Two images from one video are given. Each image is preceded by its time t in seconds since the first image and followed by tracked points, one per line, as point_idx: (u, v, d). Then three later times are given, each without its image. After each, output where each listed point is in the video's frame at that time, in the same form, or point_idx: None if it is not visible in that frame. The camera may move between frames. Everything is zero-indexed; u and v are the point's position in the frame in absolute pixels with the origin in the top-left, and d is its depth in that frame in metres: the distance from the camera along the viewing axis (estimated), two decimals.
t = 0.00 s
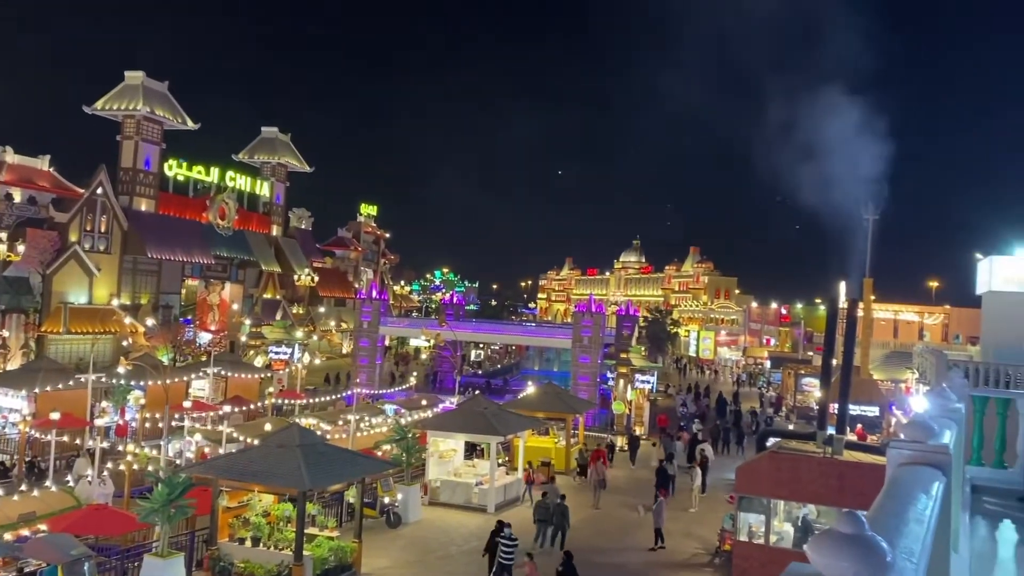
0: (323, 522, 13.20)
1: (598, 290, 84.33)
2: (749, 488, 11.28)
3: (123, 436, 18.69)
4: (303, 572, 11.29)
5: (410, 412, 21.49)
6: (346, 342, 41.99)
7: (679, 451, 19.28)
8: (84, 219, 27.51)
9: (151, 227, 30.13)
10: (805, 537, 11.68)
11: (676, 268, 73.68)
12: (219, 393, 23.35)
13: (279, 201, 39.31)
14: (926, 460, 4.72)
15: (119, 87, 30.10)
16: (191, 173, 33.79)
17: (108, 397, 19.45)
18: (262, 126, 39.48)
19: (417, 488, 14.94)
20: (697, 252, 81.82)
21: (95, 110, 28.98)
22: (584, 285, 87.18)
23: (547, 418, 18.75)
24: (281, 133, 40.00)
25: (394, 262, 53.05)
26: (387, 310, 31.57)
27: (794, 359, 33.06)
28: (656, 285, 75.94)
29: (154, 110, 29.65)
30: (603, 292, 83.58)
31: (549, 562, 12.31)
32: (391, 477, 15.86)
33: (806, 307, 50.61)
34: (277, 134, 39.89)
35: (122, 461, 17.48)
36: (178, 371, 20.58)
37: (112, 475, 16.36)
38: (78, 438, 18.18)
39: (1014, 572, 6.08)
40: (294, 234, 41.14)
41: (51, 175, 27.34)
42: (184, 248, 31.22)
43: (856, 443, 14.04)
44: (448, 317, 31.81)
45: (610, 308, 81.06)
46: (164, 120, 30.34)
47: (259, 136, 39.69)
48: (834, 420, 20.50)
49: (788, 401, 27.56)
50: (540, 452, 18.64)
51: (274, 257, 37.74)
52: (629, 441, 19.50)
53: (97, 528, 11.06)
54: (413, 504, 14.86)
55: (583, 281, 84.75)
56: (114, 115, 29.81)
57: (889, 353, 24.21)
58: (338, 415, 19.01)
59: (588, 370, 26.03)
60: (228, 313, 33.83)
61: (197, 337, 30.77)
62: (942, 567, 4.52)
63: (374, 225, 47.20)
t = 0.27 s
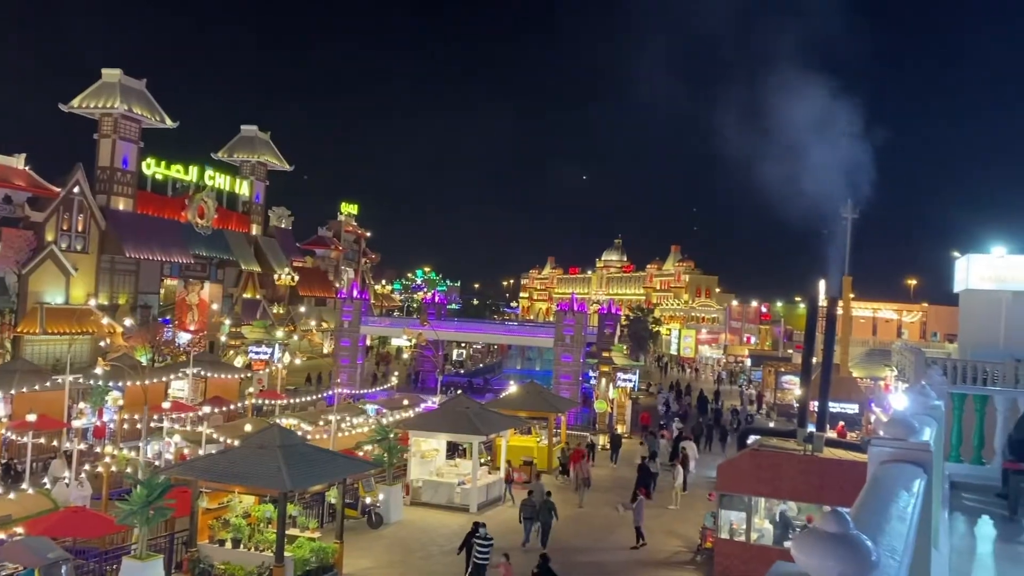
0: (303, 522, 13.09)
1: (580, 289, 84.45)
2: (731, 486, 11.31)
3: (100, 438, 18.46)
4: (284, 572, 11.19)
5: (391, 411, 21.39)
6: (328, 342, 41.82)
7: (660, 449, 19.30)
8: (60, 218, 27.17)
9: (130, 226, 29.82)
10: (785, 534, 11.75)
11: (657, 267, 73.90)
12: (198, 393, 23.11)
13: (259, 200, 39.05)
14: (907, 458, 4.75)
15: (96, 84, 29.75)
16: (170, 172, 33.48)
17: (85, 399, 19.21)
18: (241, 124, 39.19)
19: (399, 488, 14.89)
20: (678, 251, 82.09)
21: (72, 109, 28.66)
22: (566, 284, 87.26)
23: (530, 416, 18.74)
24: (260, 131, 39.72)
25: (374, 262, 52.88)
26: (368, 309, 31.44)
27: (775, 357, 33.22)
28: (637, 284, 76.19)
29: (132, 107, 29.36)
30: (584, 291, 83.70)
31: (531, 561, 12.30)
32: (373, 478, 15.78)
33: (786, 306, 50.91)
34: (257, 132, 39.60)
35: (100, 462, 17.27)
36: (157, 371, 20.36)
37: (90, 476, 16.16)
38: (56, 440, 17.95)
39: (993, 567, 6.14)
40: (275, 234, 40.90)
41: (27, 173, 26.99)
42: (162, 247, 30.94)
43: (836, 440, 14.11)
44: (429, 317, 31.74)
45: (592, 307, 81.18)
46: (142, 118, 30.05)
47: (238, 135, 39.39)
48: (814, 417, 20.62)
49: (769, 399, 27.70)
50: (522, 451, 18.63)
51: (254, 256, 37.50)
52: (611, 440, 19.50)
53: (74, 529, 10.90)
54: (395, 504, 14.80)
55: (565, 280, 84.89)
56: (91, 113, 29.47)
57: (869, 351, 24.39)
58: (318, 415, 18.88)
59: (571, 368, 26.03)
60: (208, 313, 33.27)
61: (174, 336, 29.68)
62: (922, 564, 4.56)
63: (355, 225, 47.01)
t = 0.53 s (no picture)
0: (287, 524, 13.03)
1: (564, 288, 84.52)
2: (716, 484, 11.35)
3: (81, 440, 18.27)
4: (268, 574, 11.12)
5: (375, 411, 21.30)
6: (311, 342, 41.63)
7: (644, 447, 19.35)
8: (39, 218, 26.92)
9: (110, 226, 29.56)
10: (768, 531, 11.81)
11: (640, 266, 74.09)
12: (180, 395, 22.93)
13: (240, 200, 38.83)
14: (890, 455, 4.79)
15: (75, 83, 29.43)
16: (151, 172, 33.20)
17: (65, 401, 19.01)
18: (223, 124, 38.94)
19: (383, 489, 14.86)
20: (661, 250, 82.33)
21: (52, 109, 28.43)
22: (551, 284, 87.31)
23: (514, 416, 18.72)
24: (242, 130, 39.48)
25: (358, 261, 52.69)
26: (352, 309, 31.33)
27: (757, 356, 33.40)
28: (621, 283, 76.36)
29: (111, 107, 29.17)
30: (568, 290, 83.78)
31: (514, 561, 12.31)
32: (356, 478, 15.71)
33: (768, 304, 51.20)
34: (238, 131, 39.36)
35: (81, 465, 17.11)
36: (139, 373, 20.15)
37: (70, 479, 16.01)
38: (35, 443, 17.76)
39: (973, 562, 6.21)
40: (257, 233, 40.67)
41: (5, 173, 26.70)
42: (143, 248, 30.70)
43: (818, 438, 14.18)
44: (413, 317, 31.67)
45: (576, 306, 81.30)
46: (122, 117, 29.80)
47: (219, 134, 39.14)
48: (796, 415, 20.73)
49: (752, 398, 27.83)
50: (506, 451, 18.62)
51: (236, 257, 37.28)
52: (595, 439, 19.53)
53: (54, 532, 10.79)
54: (379, 505, 14.76)
55: (549, 280, 84.96)
56: (70, 112, 29.17)
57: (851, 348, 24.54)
58: (301, 416, 18.75)
59: (555, 368, 26.02)
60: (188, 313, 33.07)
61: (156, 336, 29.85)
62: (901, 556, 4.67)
63: (338, 224, 46.84)
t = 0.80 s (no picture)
0: (272, 525, 12.98)
1: (549, 288, 84.53)
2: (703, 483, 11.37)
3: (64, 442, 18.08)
4: None
5: (360, 412, 21.20)
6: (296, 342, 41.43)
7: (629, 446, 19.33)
8: (21, 218, 26.34)
9: (92, 227, 29.31)
10: (754, 529, 11.85)
11: (625, 265, 74.24)
12: (164, 397, 22.74)
13: (224, 200, 38.66)
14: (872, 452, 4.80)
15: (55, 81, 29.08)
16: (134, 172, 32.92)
17: (48, 403, 18.80)
18: (206, 123, 38.75)
19: (368, 490, 14.83)
20: (646, 249, 82.50)
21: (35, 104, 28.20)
22: (536, 283, 87.31)
23: (500, 415, 18.73)
24: (225, 130, 39.29)
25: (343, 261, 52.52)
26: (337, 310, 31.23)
27: (741, 354, 33.53)
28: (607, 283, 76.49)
29: (94, 106, 28.88)
30: (554, 289, 83.81)
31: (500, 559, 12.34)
32: (342, 479, 15.65)
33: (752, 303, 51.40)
34: (222, 131, 39.17)
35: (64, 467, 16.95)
36: (122, 373, 19.86)
37: (53, 481, 15.86)
38: (17, 445, 17.56)
39: (954, 558, 6.27)
40: (241, 234, 40.48)
41: None
42: (126, 249, 30.49)
43: (803, 435, 14.27)
44: (399, 317, 31.64)
45: (562, 305, 81.56)
46: (104, 116, 29.57)
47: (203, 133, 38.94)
48: (780, 413, 20.82)
49: (737, 396, 27.94)
50: (493, 450, 18.60)
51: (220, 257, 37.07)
52: (581, 438, 19.48)
53: (37, 535, 10.68)
54: (365, 507, 14.71)
55: (534, 279, 84.96)
56: (51, 112, 28.89)
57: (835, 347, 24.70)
58: (286, 417, 18.63)
59: (541, 367, 25.99)
60: (173, 314, 32.22)
61: (139, 338, 29.15)
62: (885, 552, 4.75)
63: (323, 224, 46.66)
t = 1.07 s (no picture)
0: (261, 526, 12.91)
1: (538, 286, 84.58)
2: (696, 479, 11.29)
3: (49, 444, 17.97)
4: None
5: (348, 412, 21.13)
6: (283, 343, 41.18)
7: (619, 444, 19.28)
8: None
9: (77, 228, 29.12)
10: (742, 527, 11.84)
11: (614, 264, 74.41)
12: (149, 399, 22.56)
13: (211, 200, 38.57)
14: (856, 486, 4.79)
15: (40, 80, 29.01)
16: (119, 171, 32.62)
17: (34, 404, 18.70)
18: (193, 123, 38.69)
19: (357, 491, 14.81)
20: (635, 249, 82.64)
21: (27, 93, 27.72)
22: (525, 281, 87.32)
23: (489, 415, 18.80)
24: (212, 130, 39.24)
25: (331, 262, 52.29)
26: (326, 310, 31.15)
27: (729, 353, 33.61)
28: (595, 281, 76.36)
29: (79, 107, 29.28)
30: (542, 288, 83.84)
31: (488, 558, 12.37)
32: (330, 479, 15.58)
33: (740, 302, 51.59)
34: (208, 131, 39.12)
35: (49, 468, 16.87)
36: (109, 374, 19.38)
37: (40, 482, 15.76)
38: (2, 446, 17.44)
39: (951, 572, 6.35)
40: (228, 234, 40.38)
41: None
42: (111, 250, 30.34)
43: (791, 433, 14.35)
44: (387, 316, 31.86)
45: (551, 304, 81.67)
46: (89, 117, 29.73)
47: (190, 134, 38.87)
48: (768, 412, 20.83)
49: (725, 395, 28.00)
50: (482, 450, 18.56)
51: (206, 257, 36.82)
52: (570, 437, 19.44)
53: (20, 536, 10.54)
54: (353, 507, 14.66)
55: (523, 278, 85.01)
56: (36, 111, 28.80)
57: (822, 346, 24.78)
58: (275, 417, 18.58)
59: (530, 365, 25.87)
60: (160, 316, 28.50)
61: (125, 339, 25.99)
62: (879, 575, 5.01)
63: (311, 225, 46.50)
